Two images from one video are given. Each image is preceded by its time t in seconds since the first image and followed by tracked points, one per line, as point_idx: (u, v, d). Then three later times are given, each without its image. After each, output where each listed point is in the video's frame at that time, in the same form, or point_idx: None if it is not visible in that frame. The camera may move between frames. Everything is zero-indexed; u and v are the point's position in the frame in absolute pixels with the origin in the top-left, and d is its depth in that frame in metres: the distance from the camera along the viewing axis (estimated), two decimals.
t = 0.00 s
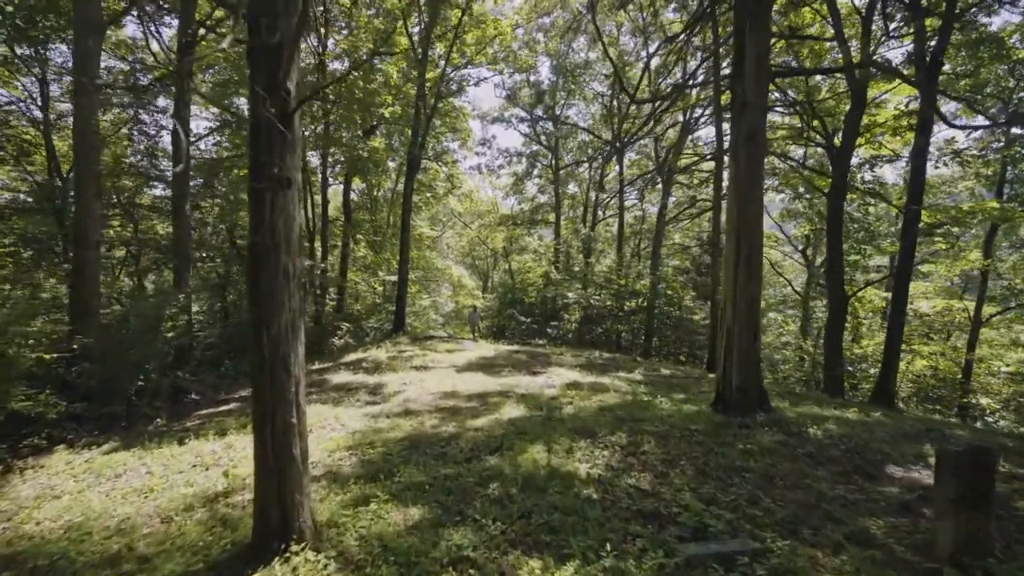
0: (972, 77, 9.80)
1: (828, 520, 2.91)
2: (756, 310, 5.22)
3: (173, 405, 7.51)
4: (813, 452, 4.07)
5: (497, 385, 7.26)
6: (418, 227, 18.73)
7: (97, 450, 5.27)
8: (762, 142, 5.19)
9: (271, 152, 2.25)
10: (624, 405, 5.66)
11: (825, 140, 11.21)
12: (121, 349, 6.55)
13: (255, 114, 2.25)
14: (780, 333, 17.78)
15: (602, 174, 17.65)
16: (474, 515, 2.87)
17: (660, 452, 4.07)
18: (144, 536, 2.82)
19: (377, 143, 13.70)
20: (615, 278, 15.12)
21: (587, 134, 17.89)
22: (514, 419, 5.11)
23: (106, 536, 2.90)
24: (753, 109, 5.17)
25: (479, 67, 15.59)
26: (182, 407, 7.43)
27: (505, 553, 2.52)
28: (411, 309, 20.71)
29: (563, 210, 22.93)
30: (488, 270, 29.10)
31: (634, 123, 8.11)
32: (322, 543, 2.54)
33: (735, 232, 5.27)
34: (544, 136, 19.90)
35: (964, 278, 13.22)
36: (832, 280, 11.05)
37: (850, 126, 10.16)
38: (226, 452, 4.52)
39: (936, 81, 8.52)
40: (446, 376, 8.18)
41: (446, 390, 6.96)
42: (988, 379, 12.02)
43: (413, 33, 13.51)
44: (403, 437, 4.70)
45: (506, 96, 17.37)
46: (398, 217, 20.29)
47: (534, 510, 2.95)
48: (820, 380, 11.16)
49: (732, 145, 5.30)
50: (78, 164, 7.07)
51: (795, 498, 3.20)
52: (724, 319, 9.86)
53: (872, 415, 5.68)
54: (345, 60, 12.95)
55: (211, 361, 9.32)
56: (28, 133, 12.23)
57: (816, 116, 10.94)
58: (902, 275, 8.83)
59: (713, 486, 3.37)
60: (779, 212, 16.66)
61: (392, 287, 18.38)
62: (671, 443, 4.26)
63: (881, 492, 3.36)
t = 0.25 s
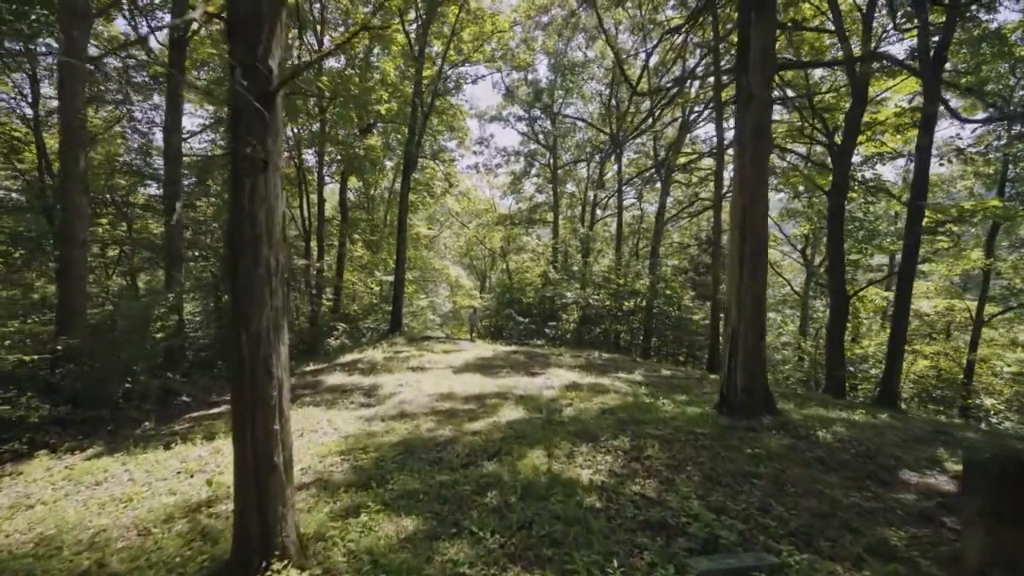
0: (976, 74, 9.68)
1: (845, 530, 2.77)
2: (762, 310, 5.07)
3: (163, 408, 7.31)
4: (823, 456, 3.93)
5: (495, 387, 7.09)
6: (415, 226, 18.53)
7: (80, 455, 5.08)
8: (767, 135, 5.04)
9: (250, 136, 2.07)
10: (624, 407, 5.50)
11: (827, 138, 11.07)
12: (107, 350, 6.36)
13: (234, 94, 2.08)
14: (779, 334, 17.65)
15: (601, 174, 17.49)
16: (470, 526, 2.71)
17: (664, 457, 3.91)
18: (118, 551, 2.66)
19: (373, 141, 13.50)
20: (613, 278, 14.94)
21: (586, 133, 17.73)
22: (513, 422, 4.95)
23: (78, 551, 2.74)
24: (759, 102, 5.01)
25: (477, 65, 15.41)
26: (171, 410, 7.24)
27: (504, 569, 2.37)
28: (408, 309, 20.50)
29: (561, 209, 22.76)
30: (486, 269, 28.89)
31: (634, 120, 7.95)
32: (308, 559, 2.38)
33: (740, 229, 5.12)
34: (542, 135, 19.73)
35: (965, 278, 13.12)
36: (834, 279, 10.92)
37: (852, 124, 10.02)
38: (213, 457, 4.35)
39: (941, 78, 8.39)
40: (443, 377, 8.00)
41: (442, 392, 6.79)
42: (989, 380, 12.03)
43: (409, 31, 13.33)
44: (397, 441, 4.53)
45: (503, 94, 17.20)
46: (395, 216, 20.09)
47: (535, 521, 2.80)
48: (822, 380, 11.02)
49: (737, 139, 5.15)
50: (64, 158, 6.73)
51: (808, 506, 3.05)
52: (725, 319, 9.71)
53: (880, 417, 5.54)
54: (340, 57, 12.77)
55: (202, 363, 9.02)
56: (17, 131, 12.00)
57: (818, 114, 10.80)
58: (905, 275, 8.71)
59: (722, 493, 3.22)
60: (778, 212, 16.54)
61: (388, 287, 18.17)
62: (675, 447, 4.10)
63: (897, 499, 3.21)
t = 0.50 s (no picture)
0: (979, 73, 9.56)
1: (863, 544, 2.63)
2: (768, 310, 4.93)
3: (152, 411, 7.13)
4: (834, 462, 3.79)
5: (493, 389, 6.93)
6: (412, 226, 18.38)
7: (64, 461, 4.91)
8: (773, 131, 4.91)
9: (227, 124, 1.91)
10: (627, 411, 5.35)
11: (828, 136, 10.94)
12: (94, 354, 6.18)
13: (210, 79, 1.93)
14: (779, 333, 17.52)
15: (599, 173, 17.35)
16: (467, 541, 2.58)
17: (669, 463, 3.76)
18: (92, 567, 2.51)
19: (369, 139, 13.31)
20: (611, 277, 14.80)
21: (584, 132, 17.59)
22: (512, 426, 4.79)
23: (49, 568, 2.57)
24: (765, 97, 4.87)
25: (474, 63, 15.27)
26: (161, 414, 7.06)
27: None
28: (405, 308, 20.31)
29: (560, 208, 22.60)
30: (484, 269, 28.75)
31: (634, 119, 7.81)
32: None
33: (745, 228, 4.98)
34: (539, 134, 19.60)
35: (967, 277, 13.02)
36: (836, 278, 10.77)
37: (853, 122, 9.89)
38: (201, 464, 4.18)
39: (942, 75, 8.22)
40: (440, 378, 7.83)
41: (439, 394, 6.62)
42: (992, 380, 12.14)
43: (406, 27, 13.17)
44: (392, 446, 4.37)
45: (501, 93, 17.05)
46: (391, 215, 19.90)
47: (536, 535, 2.65)
48: (824, 381, 10.88)
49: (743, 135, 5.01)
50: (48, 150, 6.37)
51: (822, 516, 2.91)
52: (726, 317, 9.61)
53: (887, 420, 5.41)
54: (336, 54, 12.59)
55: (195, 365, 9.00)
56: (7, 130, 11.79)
57: (819, 112, 10.66)
58: (909, 275, 8.59)
59: (730, 503, 3.08)
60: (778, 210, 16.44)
61: (385, 287, 17.98)
62: (680, 452, 3.95)
63: (913, 508, 3.08)
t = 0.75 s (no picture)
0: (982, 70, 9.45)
1: (883, 558, 2.48)
2: (774, 310, 4.78)
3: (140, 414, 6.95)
4: (846, 467, 3.65)
5: (491, 391, 6.76)
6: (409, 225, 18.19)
7: (44, 468, 4.73)
8: (780, 125, 4.76)
9: (200, 106, 1.75)
10: (628, 414, 5.19)
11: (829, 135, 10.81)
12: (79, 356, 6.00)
13: (181, 59, 1.77)
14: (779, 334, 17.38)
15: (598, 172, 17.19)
16: (464, 557, 2.44)
17: (675, 469, 3.61)
18: None
19: (365, 137, 13.11)
20: (611, 277, 14.62)
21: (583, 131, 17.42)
22: (510, 431, 4.63)
23: None
24: (772, 90, 4.72)
25: (472, 60, 15.09)
26: (150, 417, 6.87)
27: None
28: (402, 309, 20.09)
29: (558, 208, 22.44)
30: (481, 269, 28.53)
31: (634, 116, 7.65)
32: None
33: (751, 225, 4.83)
34: (538, 133, 19.43)
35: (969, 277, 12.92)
36: (838, 278, 10.64)
37: (856, 120, 9.75)
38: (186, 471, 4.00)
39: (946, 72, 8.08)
40: (436, 380, 7.66)
41: (435, 397, 6.45)
42: (994, 381, 12.13)
43: (403, 24, 12.99)
44: (386, 452, 4.20)
45: (499, 91, 16.86)
46: (388, 215, 19.68)
47: (537, 550, 2.50)
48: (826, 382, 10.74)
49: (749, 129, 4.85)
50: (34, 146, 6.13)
51: (838, 527, 2.76)
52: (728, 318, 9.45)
53: (896, 422, 5.27)
54: (332, 51, 12.41)
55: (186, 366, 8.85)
56: None
57: (821, 110, 10.52)
58: (914, 274, 8.45)
59: (741, 514, 2.93)
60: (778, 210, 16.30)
61: (381, 287, 17.78)
62: (686, 458, 3.80)
63: (932, 518, 2.94)
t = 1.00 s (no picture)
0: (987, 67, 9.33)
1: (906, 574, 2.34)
2: (781, 310, 4.63)
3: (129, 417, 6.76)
4: (858, 474, 3.50)
5: (489, 393, 6.60)
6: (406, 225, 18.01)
7: (24, 475, 4.55)
8: (785, 118, 4.61)
9: (167, 88, 1.68)
10: (629, 417, 5.04)
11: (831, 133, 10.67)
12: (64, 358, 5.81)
13: (147, 38, 1.69)
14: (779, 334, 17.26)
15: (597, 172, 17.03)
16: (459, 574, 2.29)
17: (680, 477, 3.45)
18: None
19: (362, 136, 12.92)
20: (610, 277, 14.45)
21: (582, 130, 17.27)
22: (508, 436, 4.47)
23: None
24: (777, 83, 4.58)
25: (470, 59, 14.92)
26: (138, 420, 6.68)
27: None
28: (399, 309, 19.89)
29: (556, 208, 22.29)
30: (479, 270, 28.35)
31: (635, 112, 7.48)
32: None
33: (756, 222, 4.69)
34: (536, 132, 19.28)
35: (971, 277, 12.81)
36: (840, 278, 10.51)
37: (859, 118, 9.61)
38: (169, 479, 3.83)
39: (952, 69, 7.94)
40: (433, 383, 7.49)
41: (431, 399, 6.28)
42: (996, 382, 12.03)
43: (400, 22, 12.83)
44: (379, 458, 4.03)
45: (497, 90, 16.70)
46: (385, 214, 19.48)
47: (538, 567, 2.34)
48: (828, 383, 10.61)
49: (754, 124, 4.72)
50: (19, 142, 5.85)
51: (856, 540, 2.62)
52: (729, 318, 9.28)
53: (904, 426, 5.13)
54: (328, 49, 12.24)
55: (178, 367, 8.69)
56: None
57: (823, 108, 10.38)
58: (918, 275, 8.32)
59: (753, 526, 2.78)
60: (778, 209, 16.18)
61: (378, 287, 17.58)
62: (691, 465, 3.65)
63: (952, 529, 2.79)
